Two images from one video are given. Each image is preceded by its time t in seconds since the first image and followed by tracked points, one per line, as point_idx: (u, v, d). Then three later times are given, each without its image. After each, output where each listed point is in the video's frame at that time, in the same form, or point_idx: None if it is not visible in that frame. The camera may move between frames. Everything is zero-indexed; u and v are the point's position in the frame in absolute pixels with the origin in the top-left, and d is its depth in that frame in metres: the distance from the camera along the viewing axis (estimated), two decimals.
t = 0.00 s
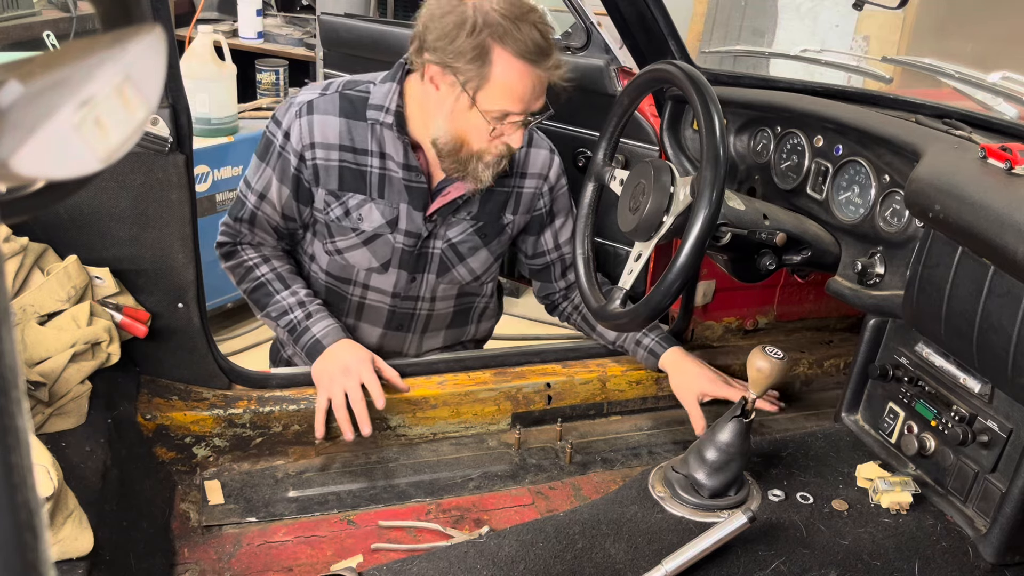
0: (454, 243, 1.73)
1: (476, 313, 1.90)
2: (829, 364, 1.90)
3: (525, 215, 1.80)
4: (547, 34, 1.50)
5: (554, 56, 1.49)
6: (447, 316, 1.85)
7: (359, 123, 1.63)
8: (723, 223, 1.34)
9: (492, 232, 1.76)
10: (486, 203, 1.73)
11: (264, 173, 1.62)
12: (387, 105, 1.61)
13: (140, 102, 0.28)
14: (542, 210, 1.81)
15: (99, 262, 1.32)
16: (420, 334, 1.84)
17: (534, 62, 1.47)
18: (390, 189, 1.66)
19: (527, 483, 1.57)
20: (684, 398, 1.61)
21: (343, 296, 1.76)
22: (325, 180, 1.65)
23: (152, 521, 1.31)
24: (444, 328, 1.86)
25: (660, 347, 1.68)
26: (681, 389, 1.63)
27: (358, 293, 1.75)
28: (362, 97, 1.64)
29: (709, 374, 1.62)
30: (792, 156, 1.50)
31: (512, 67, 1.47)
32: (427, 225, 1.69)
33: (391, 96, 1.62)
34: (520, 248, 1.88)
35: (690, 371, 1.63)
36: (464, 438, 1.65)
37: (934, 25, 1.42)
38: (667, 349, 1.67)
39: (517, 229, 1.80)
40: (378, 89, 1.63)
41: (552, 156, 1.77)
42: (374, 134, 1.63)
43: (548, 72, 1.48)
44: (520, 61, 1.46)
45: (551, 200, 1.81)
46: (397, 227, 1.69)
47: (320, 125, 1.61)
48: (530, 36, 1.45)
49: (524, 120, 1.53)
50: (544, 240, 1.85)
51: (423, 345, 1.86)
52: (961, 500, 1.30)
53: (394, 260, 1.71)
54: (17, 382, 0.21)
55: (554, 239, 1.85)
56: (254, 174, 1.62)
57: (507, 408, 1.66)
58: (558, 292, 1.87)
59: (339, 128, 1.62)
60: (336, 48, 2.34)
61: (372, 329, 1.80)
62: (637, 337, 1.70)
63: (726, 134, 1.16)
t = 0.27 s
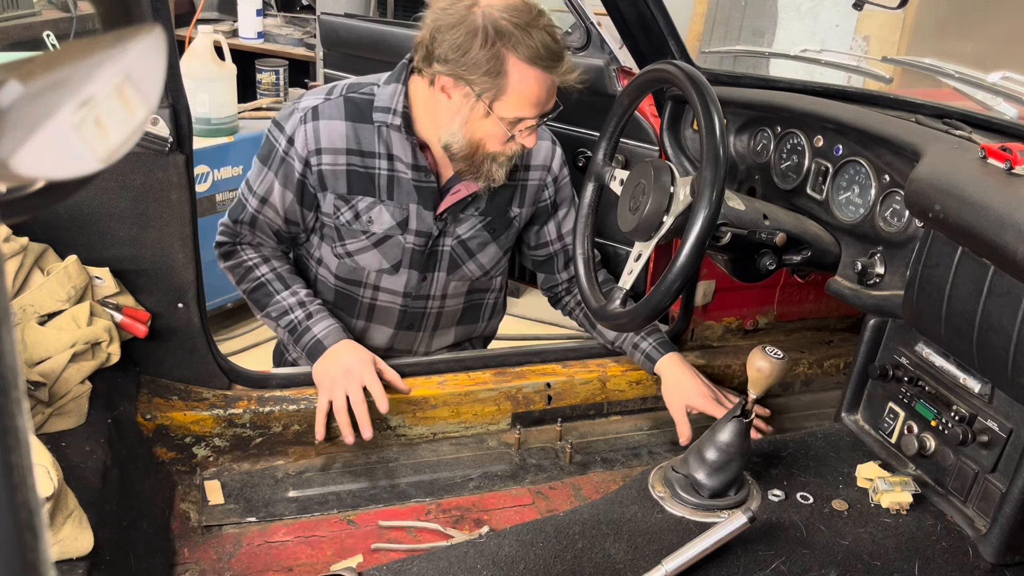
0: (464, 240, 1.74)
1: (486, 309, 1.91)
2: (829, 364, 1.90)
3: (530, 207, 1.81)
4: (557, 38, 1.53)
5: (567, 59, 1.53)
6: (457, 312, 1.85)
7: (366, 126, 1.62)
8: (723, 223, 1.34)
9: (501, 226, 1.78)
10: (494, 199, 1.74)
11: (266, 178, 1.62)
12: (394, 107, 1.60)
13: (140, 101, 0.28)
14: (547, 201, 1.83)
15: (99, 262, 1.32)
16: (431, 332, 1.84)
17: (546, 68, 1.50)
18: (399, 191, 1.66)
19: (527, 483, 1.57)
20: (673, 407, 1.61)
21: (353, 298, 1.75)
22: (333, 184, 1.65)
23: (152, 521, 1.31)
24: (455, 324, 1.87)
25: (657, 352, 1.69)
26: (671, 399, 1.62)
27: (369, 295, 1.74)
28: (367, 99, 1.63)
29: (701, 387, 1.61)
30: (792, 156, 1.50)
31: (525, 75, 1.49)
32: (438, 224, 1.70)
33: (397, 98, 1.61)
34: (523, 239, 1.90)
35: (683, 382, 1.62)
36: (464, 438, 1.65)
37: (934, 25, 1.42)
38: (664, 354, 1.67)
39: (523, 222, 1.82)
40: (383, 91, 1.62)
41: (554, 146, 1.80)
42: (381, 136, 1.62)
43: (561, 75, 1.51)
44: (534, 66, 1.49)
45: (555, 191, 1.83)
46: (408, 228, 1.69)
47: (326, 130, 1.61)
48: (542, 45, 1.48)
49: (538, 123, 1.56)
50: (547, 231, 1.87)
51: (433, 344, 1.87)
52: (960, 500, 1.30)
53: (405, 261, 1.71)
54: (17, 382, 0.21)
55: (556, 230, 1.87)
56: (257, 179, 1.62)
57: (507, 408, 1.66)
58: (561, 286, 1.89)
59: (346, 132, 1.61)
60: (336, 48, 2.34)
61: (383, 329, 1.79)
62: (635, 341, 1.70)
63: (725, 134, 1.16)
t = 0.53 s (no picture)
0: (465, 239, 1.75)
1: (485, 309, 1.91)
2: (829, 364, 1.90)
3: (531, 207, 1.81)
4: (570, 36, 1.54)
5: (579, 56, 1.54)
6: (457, 312, 1.85)
7: (369, 126, 1.62)
8: (723, 223, 1.34)
9: (501, 225, 1.78)
10: (495, 198, 1.74)
11: (267, 177, 1.62)
12: (398, 107, 1.61)
13: (140, 101, 0.28)
14: (547, 201, 1.83)
15: (99, 262, 1.32)
16: (431, 332, 1.84)
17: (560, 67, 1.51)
18: (401, 191, 1.66)
19: (527, 483, 1.57)
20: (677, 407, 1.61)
21: (353, 299, 1.75)
22: (335, 184, 1.65)
23: (152, 521, 1.31)
24: (455, 325, 1.87)
25: (660, 351, 1.68)
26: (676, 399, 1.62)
27: (369, 296, 1.74)
28: (370, 99, 1.63)
29: (704, 385, 1.60)
30: (792, 156, 1.50)
31: (540, 72, 1.50)
32: (440, 223, 1.70)
33: (401, 98, 1.61)
34: (524, 238, 1.90)
35: (684, 381, 1.62)
36: (464, 438, 1.65)
37: (934, 26, 1.42)
38: (666, 353, 1.67)
39: (523, 221, 1.82)
40: (387, 91, 1.62)
41: (554, 146, 1.80)
42: (385, 136, 1.63)
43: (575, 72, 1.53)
44: (548, 63, 1.50)
45: (555, 190, 1.83)
46: (410, 228, 1.69)
47: (330, 130, 1.61)
48: (557, 43, 1.49)
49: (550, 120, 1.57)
50: (547, 230, 1.87)
51: (433, 344, 1.87)
52: (961, 500, 1.30)
53: (406, 261, 1.71)
54: (16, 383, 0.21)
55: (556, 229, 1.87)
56: (257, 178, 1.62)
57: (507, 408, 1.66)
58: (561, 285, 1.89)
59: (349, 131, 1.61)
60: (336, 48, 2.34)
61: (383, 330, 1.79)
62: (638, 339, 1.70)
63: (726, 134, 1.16)
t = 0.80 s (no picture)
0: (464, 238, 1.74)
1: (485, 310, 1.90)
2: (829, 364, 1.90)
3: (531, 207, 1.81)
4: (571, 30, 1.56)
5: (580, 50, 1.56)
6: (457, 312, 1.84)
7: (370, 122, 1.63)
8: (723, 223, 1.34)
9: (501, 224, 1.78)
10: (494, 196, 1.75)
11: (268, 172, 1.62)
12: (399, 103, 1.61)
13: (140, 101, 0.28)
14: (547, 201, 1.83)
15: (99, 262, 1.32)
16: (431, 332, 1.84)
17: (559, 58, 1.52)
18: (401, 187, 1.66)
19: (528, 483, 1.57)
20: (677, 401, 1.60)
21: (352, 297, 1.75)
22: (335, 179, 1.65)
23: (152, 521, 1.30)
24: (455, 325, 1.87)
25: (657, 349, 1.68)
26: (676, 393, 1.61)
27: (368, 294, 1.74)
28: (371, 96, 1.64)
29: (701, 376, 1.60)
30: (792, 156, 1.50)
31: (541, 64, 1.52)
32: (439, 221, 1.70)
33: (403, 94, 1.62)
34: (523, 239, 1.90)
35: (683, 374, 1.62)
36: (464, 439, 1.65)
37: (934, 26, 1.42)
38: (664, 350, 1.67)
39: (523, 221, 1.82)
40: (389, 87, 1.63)
41: (554, 147, 1.80)
42: (385, 132, 1.63)
43: (576, 64, 1.54)
44: (549, 54, 1.51)
45: (555, 191, 1.83)
46: (409, 225, 1.69)
47: (330, 126, 1.61)
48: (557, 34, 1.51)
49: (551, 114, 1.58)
50: (547, 231, 1.87)
51: (433, 343, 1.86)
52: (961, 500, 1.31)
53: (405, 259, 1.71)
54: (17, 382, 0.21)
55: (556, 230, 1.87)
56: (258, 173, 1.62)
57: (507, 408, 1.66)
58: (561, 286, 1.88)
59: (350, 127, 1.62)
60: (336, 48, 2.34)
61: (382, 329, 1.79)
62: (635, 339, 1.70)
63: (726, 134, 1.16)
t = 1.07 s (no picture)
0: (461, 235, 1.75)
1: (482, 308, 1.90)
2: (829, 364, 1.90)
3: (528, 205, 1.81)
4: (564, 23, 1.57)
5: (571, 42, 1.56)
6: (454, 311, 1.84)
7: (365, 118, 1.64)
8: (723, 223, 1.34)
9: (497, 222, 1.78)
10: (491, 194, 1.75)
11: (267, 170, 1.62)
12: (394, 98, 1.62)
13: (140, 102, 0.28)
14: (545, 199, 1.83)
15: (99, 262, 1.32)
16: (430, 330, 1.84)
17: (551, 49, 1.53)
18: (396, 183, 1.66)
19: (528, 483, 1.57)
20: (680, 403, 1.61)
21: (350, 294, 1.75)
22: (332, 175, 1.66)
23: (152, 521, 1.30)
24: (453, 324, 1.86)
25: (662, 348, 1.68)
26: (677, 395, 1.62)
27: (365, 292, 1.74)
28: (367, 91, 1.65)
29: (705, 378, 1.61)
30: (792, 156, 1.50)
31: (533, 55, 1.52)
32: (435, 218, 1.70)
33: (398, 90, 1.62)
34: (521, 238, 1.91)
35: (685, 375, 1.63)
36: (464, 438, 1.65)
37: (934, 26, 1.42)
38: (668, 350, 1.67)
39: (520, 219, 1.82)
40: (384, 83, 1.64)
41: (551, 146, 1.80)
42: (380, 128, 1.63)
43: (568, 55, 1.54)
44: (539, 45, 1.52)
45: (552, 189, 1.83)
46: (405, 221, 1.69)
47: (326, 121, 1.62)
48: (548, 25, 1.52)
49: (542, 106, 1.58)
50: (544, 231, 1.87)
51: (431, 341, 1.87)
52: (961, 500, 1.30)
53: (401, 256, 1.71)
54: (17, 383, 0.21)
55: (554, 229, 1.87)
56: (258, 171, 1.62)
57: (506, 408, 1.67)
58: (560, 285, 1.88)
59: (345, 122, 1.62)
60: (336, 48, 2.34)
61: (380, 326, 1.79)
62: (639, 338, 1.70)
63: (726, 134, 1.16)
